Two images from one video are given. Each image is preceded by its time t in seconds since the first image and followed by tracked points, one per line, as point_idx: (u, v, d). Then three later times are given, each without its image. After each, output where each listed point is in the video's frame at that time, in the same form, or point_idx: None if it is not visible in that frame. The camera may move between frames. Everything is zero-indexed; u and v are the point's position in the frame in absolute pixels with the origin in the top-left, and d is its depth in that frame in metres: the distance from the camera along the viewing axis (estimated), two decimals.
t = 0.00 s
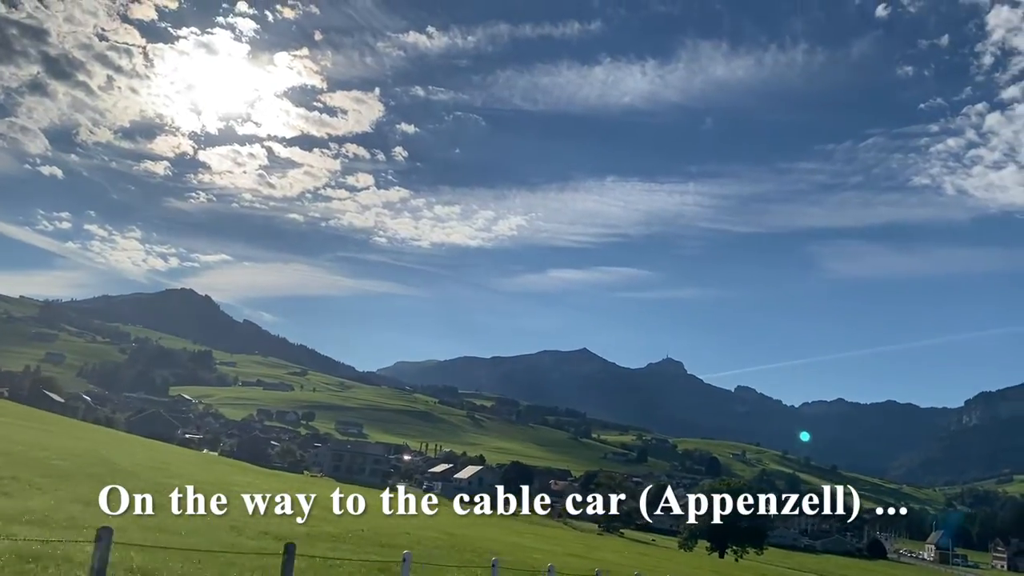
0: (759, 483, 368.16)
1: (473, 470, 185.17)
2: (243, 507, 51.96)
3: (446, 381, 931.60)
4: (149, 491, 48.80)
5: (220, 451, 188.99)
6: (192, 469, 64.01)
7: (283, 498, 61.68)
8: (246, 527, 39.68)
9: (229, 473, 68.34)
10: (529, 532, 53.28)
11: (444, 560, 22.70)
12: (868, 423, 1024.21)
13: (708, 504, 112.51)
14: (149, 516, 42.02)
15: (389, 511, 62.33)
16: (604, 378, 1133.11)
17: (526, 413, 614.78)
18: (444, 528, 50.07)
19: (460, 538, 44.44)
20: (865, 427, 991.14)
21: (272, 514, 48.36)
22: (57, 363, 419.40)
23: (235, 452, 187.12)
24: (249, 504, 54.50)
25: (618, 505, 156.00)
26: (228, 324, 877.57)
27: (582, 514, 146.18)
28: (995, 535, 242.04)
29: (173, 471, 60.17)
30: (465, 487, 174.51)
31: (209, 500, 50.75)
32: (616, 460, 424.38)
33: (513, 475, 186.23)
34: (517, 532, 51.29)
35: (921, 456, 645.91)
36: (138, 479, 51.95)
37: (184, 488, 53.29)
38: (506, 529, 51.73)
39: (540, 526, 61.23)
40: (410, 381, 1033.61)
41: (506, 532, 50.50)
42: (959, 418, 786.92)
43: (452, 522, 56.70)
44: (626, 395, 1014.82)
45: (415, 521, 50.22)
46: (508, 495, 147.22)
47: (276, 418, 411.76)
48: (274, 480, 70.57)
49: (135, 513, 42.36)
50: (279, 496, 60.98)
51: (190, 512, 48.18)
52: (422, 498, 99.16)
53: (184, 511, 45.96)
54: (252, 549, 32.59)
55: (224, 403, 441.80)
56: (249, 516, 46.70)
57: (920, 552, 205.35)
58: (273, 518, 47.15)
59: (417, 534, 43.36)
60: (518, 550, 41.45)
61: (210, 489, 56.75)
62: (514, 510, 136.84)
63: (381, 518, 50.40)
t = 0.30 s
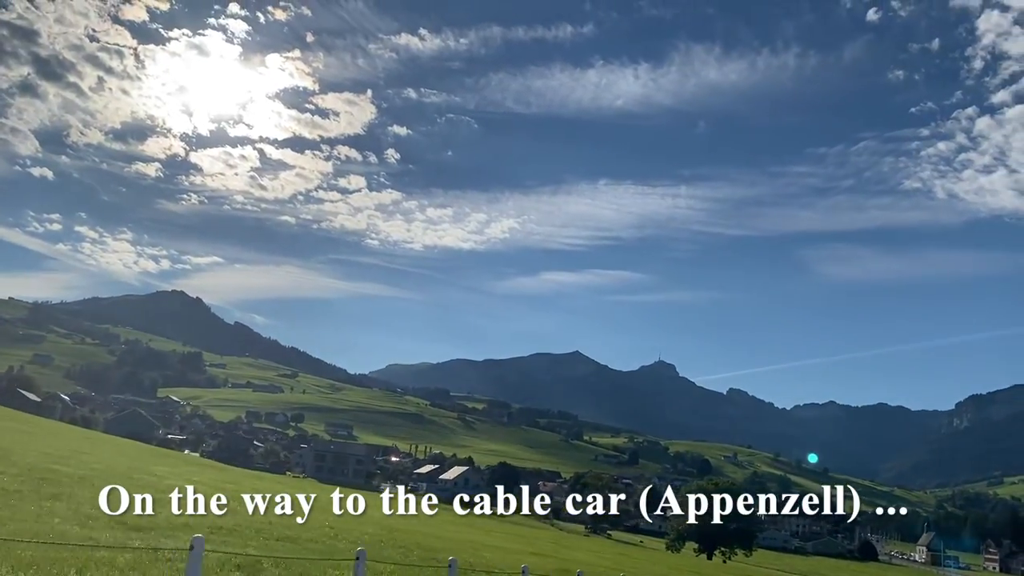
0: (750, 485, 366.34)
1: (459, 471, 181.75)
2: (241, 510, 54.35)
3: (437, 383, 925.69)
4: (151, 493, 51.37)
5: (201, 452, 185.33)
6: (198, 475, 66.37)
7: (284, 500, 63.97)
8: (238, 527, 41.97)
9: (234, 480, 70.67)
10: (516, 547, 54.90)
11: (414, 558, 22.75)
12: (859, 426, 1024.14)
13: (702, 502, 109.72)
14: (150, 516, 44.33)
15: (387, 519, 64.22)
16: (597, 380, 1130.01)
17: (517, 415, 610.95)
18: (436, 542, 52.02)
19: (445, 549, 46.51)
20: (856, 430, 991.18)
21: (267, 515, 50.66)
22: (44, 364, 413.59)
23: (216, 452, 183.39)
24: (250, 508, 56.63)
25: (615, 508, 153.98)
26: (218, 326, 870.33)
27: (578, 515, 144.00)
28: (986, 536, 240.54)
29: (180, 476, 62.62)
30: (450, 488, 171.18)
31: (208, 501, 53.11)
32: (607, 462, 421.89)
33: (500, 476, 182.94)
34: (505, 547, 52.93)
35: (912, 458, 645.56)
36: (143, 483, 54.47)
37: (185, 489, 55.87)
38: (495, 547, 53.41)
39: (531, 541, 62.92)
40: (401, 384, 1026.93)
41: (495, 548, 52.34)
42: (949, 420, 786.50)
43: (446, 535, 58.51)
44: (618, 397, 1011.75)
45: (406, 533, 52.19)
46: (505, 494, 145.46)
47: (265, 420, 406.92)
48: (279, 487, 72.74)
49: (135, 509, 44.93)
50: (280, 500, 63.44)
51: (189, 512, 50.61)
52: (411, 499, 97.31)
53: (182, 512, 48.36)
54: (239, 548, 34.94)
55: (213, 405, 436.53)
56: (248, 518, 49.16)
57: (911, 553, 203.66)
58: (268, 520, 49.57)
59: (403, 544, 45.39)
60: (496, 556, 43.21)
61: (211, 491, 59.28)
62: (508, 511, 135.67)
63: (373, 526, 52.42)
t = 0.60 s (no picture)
0: (740, 485, 365.05)
1: (443, 469, 178.61)
2: (242, 509, 54.96)
3: (429, 383, 922.52)
4: (152, 493, 51.94)
5: (181, 449, 181.91)
6: (200, 475, 66.90)
7: (282, 500, 64.56)
8: (238, 534, 42.58)
9: (235, 480, 71.06)
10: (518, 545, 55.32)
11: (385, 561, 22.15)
12: (850, 427, 1025.91)
13: (702, 502, 107.77)
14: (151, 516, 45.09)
15: (389, 520, 64.60)
16: (589, 381, 1128.57)
17: (509, 415, 608.07)
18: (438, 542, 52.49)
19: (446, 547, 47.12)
20: (847, 432, 992.74)
21: (267, 516, 51.13)
22: (32, 363, 409.34)
23: (196, 450, 179.90)
24: (251, 508, 57.27)
25: (612, 507, 152.44)
26: (209, 326, 864.65)
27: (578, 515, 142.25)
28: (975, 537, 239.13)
29: (181, 477, 63.11)
30: (434, 487, 167.93)
31: (209, 501, 53.66)
32: (598, 463, 420.22)
33: (486, 475, 180.14)
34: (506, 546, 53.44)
35: (902, 460, 645.43)
36: (144, 484, 54.99)
37: (185, 490, 56.36)
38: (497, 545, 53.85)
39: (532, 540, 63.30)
40: (393, 385, 1022.11)
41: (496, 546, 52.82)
42: (939, 421, 787.97)
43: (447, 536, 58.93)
44: (610, 398, 1010.41)
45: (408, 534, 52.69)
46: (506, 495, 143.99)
47: (253, 419, 403.58)
48: (280, 487, 73.18)
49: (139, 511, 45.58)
50: (281, 499, 63.91)
51: (190, 512, 51.14)
52: (412, 500, 95.73)
53: (182, 513, 48.86)
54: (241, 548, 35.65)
55: (202, 404, 432.52)
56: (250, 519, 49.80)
57: (901, 553, 201.73)
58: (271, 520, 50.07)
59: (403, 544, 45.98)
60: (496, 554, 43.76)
61: (211, 491, 59.83)
62: (508, 511, 133.98)
63: (372, 528, 52.71)
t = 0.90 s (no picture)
0: (728, 484, 364.06)
1: (425, 466, 175.85)
2: (243, 508, 54.17)
3: (419, 382, 917.80)
4: (151, 494, 51.00)
5: (158, 445, 177.63)
6: (198, 476, 65.82)
7: (283, 500, 64.16)
8: (231, 531, 42.09)
9: (234, 484, 70.05)
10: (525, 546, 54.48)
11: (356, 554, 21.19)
12: (838, 428, 1028.03)
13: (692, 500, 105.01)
14: (150, 517, 44.26)
15: (393, 521, 63.72)
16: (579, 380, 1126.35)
17: (498, 414, 604.62)
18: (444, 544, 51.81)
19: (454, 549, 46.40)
20: (835, 432, 995.06)
21: (269, 515, 50.24)
22: (14, 359, 403.33)
23: (175, 447, 176.57)
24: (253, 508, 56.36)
25: (610, 507, 151.29)
26: (197, 324, 858.06)
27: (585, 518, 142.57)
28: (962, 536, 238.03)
29: (180, 478, 62.12)
30: (416, 483, 165.19)
31: (208, 501, 53.09)
32: (587, 461, 418.31)
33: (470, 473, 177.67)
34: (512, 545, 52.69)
35: (891, 459, 646.88)
36: (144, 484, 54.13)
37: (185, 490, 55.45)
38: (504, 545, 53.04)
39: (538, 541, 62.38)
40: (382, 383, 1016.30)
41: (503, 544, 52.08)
42: (927, 422, 790.38)
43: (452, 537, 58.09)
44: (600, 397, 1008.32)
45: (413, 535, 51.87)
46: (504, 494, 141.56)
47: (240, 416, 399.02)
48: (280, 490, 72.00)
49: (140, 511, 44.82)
50: (283, 500, 63.00)
51: (189, 512, 50.28)
52: (414, 501, 93.99)
53: (180, 514, 47.96)
54: (236, 550, 35.17)
55: (188, 401, 427.68)
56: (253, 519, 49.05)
57: (888, 553, 200.23)
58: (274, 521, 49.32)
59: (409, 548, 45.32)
60: (504, 550, 43.05)
61: (211, 491, 59.46)
62: (506, 510, 132.63)
63: (375, 532, 52.00)
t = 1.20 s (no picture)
0: (713, 483, 362.19)
1: (404, 462, 171.58)
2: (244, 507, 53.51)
3: (405, 380, 911.92)
4: (154, 487, 50.58)
5: (129, 439, 172.70)
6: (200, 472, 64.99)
7: (287, 498, 63.79)
8: (228, 525, 41.76)
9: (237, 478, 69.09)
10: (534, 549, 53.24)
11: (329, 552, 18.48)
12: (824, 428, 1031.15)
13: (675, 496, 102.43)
14: (154, 515, 43.32)
15: (397, 523, 62.54)
16: (566, 379, 1123.74)
17: (484, 412, 600.57)
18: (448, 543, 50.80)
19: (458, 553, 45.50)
20: (820, 431, 998.13)
21: (273, 513, 49.47)
22: None
23: (148, 441, 171.93)
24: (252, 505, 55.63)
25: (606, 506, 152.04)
26: (184, 320, 848.35)
27: (576, 515, 141.08)
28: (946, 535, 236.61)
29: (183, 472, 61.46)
30: (393, 479, 161.06)
31: (209, 497, 52.73)
32: (573, 459, 415.82)
33: (450, 471, 173.94)
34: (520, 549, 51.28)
35: (875, 459, 648.28)
36: (146, 477, 53.74)
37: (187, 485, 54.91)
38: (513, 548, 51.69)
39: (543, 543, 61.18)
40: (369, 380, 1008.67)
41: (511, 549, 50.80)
42: (912, 422, 793.36)
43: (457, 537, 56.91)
44: (587, 395, 1006.35)
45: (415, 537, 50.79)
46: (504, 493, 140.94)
47: (222, 412, 393.21)
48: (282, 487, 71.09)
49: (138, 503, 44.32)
50: (287, 498, 62.34)
51: (190, 508, 50.08)
52: (409, 501, 91.90)
53: (179, 506, 47.93)
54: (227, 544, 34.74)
55: (170, 397, 421.26)
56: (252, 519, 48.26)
57: (873, 551, 198.30)
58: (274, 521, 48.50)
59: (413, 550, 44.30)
60: (514, 557, 42.17)
61: (214, 486, 59.28)
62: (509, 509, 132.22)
63: (374, 533, 51.28)
